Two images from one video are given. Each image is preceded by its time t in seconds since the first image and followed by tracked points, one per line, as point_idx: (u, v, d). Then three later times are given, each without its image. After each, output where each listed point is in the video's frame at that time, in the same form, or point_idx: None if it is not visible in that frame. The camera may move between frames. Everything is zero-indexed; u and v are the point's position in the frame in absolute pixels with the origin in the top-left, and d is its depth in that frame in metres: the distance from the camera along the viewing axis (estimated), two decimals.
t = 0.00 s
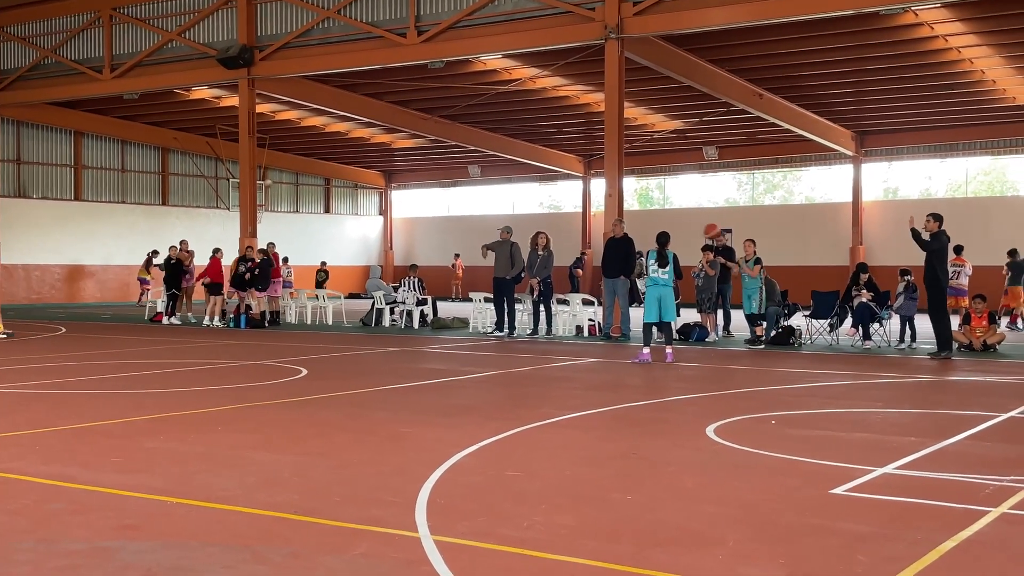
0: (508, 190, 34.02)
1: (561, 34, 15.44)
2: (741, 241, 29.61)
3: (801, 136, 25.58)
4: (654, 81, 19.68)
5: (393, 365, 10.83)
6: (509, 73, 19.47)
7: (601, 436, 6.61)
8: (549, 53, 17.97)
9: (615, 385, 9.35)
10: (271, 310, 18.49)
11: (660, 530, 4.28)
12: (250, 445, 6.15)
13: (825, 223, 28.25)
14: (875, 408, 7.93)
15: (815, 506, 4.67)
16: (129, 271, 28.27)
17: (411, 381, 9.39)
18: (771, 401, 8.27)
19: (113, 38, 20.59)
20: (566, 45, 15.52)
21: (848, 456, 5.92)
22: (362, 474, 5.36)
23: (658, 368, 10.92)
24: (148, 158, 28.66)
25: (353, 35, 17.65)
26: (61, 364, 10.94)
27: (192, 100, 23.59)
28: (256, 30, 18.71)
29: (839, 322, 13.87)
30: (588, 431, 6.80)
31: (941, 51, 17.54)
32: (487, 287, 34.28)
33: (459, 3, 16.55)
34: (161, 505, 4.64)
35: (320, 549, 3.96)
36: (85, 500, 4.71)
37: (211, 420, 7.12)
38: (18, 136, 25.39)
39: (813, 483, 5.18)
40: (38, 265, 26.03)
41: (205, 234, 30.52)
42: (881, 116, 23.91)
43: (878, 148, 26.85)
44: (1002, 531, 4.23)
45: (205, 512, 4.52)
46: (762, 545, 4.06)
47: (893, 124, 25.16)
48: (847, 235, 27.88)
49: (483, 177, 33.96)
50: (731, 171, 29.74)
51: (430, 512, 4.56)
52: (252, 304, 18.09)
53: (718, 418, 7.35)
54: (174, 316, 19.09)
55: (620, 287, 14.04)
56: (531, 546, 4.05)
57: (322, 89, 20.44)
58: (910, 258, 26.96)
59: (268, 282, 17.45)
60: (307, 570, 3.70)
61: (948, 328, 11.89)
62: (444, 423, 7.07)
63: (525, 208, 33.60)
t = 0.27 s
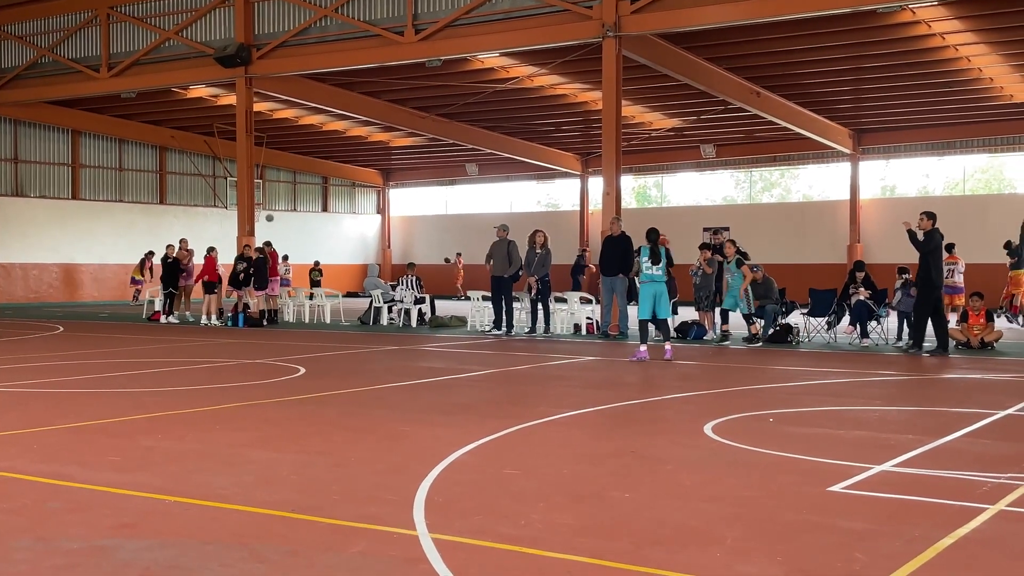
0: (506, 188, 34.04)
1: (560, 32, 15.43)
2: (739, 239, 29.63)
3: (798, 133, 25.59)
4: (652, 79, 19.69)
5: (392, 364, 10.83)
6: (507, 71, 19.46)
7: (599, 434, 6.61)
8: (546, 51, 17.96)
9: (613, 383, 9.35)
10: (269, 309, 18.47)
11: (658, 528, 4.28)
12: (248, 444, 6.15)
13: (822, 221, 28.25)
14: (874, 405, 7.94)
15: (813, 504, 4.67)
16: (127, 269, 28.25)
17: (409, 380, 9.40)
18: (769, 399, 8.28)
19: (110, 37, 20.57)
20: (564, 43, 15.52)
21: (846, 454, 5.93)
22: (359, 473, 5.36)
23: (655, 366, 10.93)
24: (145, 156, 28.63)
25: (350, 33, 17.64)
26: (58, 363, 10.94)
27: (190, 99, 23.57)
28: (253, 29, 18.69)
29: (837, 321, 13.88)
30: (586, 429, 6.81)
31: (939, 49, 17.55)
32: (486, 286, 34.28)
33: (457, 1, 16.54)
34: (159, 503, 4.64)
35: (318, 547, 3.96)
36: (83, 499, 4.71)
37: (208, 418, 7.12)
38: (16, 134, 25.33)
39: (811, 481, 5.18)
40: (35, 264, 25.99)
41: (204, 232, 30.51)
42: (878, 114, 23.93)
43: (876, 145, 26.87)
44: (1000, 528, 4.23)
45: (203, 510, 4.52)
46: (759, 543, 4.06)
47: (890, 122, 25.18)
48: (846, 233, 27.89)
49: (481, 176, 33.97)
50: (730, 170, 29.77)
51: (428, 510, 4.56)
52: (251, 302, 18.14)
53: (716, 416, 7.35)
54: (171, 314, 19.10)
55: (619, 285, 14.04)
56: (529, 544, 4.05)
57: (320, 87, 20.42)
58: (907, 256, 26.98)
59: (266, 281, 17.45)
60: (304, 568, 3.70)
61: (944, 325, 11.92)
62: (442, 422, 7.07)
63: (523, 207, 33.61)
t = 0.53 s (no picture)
0: (505, 187, 34.05)
1: (559, 31, 15.43)
2: (739, 237, 29.63)
3: (798, 132, 25.59)
4: (652, 77, 19.68)
5: (391, 362, 10.83)
6: (506, 69, 19.47)
7: (599, 433, 6.61)
8: (546, 50, 17.95)
9: (612, 381, 9.36)
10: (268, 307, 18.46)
11: (656, 526, 4.29)
12: (247, 442, 6.15)
13: (822, 220, 28.26)
14: (872, 404, 7.94)
15: (812, 502, 4.68)
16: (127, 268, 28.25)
17: (408, 378, 9.40)
18: (768, 397, 8.28)
19: (109, 35, 20.57)
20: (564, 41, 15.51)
21: (845, 452, 5.94)
22: (359, 471, 5.36)
23: (654, 364, 10.94)
24: (144, 155, 28.63)
25: (350, 32, 17.63)
26: (58, 362, 10.94)
27: (189, 97, 23.56)
28: (253, 28, 18.68)
29: (837, 319, 13.88)
30: (585, 427, 6.81)
31: (938, 48, 17.54)
32: (485, 284, 34.28)
33: None
34: (159, 502, 4.64)
35: (317, 546, 3.96)
36: (82, 497, 4.71)
37: (208, 417, 7.12)
38: (15, 133, 25.30)
39: (810, 479, 5.19)
40: (35, 262, 25.97)
41: (203, 231, 30.50)
42: (878, 112, 23.92)
43: (876, 144, 26.88)
44: (998, 526, 4.24)
45: (203, 509, 4.52)
46: (758, 541, 4.06)
47: (890, 121, 25.18)
48: (845, 232, 27.90)
49: (480, 175, 33.97)
50: (729, 168, 29.78)
51: (428, 509, 4.57)
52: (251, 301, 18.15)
53: (715, 415, 7.36)
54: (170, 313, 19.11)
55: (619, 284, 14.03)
56: (528, 542, 4.05)
57: (319, 86, 20.41)
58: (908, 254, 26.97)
59: (265, 280, 17.45)
60: (303, 567, 3.70)
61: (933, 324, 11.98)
62: (442, 420, 7.08)
63: (523, 205, 33.62)
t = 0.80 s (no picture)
0: (506, 186, 34.06)
1: (560, 30, 15.43)
2: (739, 237, 29.60)
3: (799, 131, 25.58)
4: (653, 76, 19.67)
5: (391, 361, 10.83)
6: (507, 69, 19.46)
7: (600, 432, 6.61)
8: (547, 49, 17.94)
9: (612, 381, 9.35)
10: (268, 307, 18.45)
11: (657, 526, 4.29)
12: (248, 442, 6.15)
13: (822, 219, 28.24)
14: (873, 403, 7.94)
15: (812, 501, 4.68)
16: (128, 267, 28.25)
17: (408, 377, 9.40)
18: (768, 396, 8.28)
19: (109, 35, 20.57)
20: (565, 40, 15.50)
21: (845, 451, 5.93)
22: (359, 471, 5.36)
23: (655, 363, 10.94)
24: (145, 155, 28.64)
25: (350, 31, 17.63)
26: (59, 361, 10.94)
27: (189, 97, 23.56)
28: (253, 27, 18.68)
29: (837, 319, 13.88)
30: (586, 426, 6.81)
31: (939, 47, 17.54)
32: (486, 284, 34.28)
33: None
34: (160, 502, 4.64)
35: (318, 545, 3.96)
36: (83, 497, 4.72)
37: (209, 416, 7.12)
38: (16, 132, 25.29)
39: (811, 479, 5.19)
40: (36, 262, 25.97)
41: (204, 231, 30.49)
42: (879, 112, 23.92)
43: (876, 143, 26.88)
44: (999, 525, 4.24)
45: (204, 509, 4.53)
46: (759, 540, 4.06)
47: (891, 120, 25.17)
48: (846, 232, 27.88)
49: (481, 174, 33.97)
50: (730, 168, 29.78)
51: (428, 508, 4.56)
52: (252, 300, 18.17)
53: (716, 414, 7.35)
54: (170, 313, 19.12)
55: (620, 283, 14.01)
56: (529, 542, 4.05)
57: (320, 85, 20.41)
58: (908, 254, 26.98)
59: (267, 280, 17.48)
60: (304, 566, 3.70)
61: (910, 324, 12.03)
62: (442, 419, 7.08)
63: (523, 205, 33.62)
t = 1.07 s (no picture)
0: (507, 186, 34.09)
1: (562, 29, 15.42)
2: (742, 237, 29.57)
3: (800, 131, 25.57)
4: (655, 76, 19.65)
5: (392, 361, 10.82)
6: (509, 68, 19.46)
7: (601, 432, 6.60)
8: (548, 49, 17.94)
9: (613, 380, 9.35)
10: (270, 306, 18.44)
11: (659, 525, 4.29)
12: (249, 442, 6.16)
13: (824, 219, 28.24)
14: (874, 403, 7.93)
15: (814, 501, 4.67)
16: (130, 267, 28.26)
17: (409, 377, 9.39)
18: (769, 396, 8.27)
19: (111, 34, 20.59)
20: (567, 40, 15.49)
21: (847, 451, 5.93)
22: (361, 471, 5.36)
23: (655, 363, 10.96)
24: (147, 154, 28.66)
25: (352, 31, 17.63)
26: (60, 361, 10.93)
27: (191, 97, 23.58)
28: (255, 27, 18.68)
29: (838, 318, 13.86)
30: (587, 426, 6.81)
31: (940, 47, 17.53)
32: (488, 284, 34.27)
33: None
34: (162, 501, 4.65)
35: (319, 545, 3.96)
36: (85, 496, 4.72)
37: (210, 416, 7.12)
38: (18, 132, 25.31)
39: (814, 479, 5.18)
40: (37, 261, 26.00)
41: (206, 230, 30.51)
42: (881, 112, 23.92)
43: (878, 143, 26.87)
44: (1000, 526, 4.23)
45: (206, 508, 4.53)
46: (761, 540, 4.06)
47: (892, 120, 25.16)
48: (847, 232, 27.85)
49: (482, 174, 33.98)
50: (732, 168, 29.78)
51: (429, 508, 4.56)
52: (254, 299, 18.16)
53: (718, 414, 7.34)
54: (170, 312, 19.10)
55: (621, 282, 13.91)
56: (530, 542, 4.05)
57: (322, 84, 20.39)
58: (909, 253, 26.97)
59: (269, 280, 17.52)
60: (306, 566, 3.70)
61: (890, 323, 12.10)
62: (444, 419, 7.07)
63: (525, 205, 33.62)
